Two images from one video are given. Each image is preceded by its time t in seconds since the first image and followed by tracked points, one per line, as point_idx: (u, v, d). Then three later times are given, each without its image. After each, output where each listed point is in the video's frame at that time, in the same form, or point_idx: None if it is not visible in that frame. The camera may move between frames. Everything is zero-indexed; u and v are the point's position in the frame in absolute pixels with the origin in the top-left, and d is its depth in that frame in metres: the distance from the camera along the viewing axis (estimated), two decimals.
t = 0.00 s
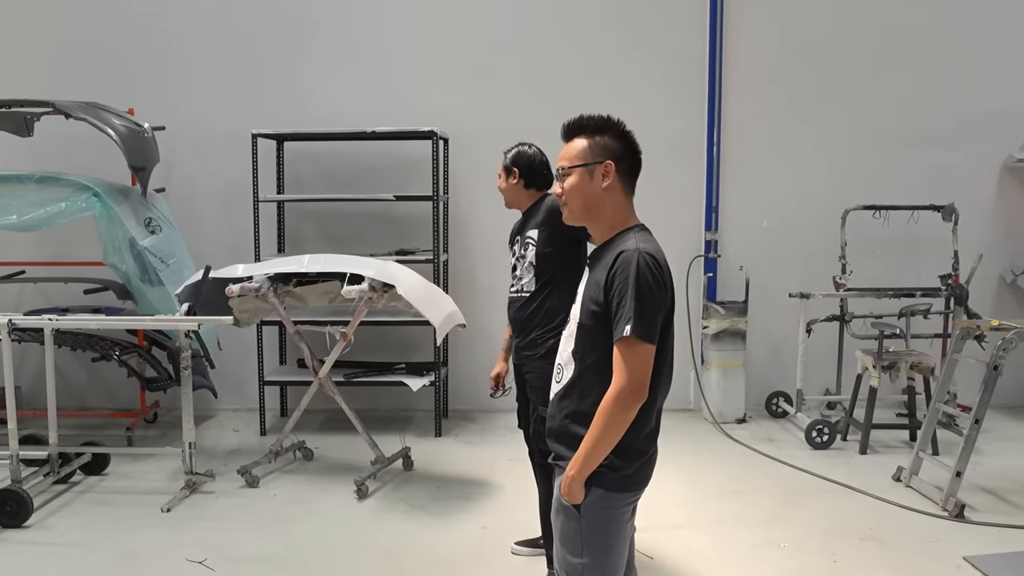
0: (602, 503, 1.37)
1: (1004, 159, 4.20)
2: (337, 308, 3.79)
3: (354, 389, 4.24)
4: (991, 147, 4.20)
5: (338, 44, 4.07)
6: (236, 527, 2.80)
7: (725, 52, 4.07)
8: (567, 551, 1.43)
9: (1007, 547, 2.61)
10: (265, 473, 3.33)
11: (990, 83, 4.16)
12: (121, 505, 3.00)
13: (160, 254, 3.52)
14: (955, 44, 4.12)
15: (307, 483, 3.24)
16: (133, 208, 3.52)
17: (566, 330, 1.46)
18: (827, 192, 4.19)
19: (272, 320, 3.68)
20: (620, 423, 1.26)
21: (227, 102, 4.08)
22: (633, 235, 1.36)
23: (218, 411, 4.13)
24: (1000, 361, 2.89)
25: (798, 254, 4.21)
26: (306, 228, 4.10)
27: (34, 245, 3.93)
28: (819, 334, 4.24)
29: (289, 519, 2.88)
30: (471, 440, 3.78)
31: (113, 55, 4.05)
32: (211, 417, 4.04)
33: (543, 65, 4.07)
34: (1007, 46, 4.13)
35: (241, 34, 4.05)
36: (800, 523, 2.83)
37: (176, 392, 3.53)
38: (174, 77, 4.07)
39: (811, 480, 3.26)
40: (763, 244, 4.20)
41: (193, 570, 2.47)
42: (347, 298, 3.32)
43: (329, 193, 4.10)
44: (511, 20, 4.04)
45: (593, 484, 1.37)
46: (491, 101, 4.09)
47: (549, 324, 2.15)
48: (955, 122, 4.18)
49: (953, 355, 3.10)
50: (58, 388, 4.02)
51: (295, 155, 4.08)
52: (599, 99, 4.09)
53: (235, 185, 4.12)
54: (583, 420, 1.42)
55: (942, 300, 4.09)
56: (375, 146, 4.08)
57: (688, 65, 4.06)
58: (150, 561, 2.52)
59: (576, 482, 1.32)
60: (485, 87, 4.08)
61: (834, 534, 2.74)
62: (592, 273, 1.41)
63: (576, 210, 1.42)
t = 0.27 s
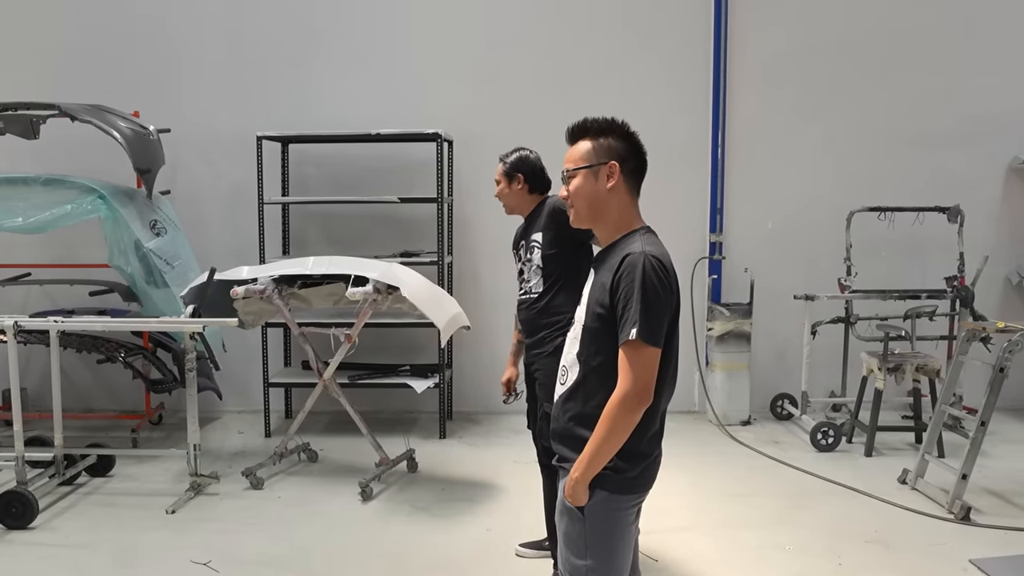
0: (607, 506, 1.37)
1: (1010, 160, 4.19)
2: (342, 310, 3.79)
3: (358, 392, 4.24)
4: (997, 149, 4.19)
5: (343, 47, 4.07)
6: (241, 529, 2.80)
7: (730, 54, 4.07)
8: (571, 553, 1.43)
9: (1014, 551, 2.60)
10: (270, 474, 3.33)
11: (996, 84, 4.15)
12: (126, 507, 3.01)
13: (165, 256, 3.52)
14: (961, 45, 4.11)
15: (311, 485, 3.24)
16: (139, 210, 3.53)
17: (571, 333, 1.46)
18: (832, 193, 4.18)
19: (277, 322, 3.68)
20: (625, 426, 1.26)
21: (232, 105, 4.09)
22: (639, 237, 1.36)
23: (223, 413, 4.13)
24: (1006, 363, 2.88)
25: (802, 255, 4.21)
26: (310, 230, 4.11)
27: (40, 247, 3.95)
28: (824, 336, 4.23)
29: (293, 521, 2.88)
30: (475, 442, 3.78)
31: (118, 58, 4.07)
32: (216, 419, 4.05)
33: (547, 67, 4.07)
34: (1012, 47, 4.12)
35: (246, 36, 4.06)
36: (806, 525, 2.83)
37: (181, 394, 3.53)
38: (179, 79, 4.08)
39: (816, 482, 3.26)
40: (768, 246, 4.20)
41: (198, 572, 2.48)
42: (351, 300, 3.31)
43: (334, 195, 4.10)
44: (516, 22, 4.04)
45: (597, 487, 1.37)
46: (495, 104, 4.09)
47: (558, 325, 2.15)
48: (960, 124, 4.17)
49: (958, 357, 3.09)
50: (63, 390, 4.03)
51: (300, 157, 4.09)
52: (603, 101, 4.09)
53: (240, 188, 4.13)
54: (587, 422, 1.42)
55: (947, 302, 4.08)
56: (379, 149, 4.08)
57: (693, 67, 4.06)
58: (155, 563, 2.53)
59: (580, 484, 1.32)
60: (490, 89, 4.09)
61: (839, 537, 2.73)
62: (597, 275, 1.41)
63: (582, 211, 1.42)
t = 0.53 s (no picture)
0: (611, 507, 1.36)
1: (1013, 161, 4.18)
2: (345, 311, 3.79)
3: (361, 393, 4.24)
4: (1000, 150, 4.18)
5: (346, 48, 4.08)
6: (244, 530, 2.80)
7: (733, 55, 4.07)
8: (575, 554, 1.43)
9: (1019, 553, 2.59)
10: (273, 476, 3.33)
11: (999, 85, 4.14)
12: (129, 508, 3.01)
13: (169, 257, 3.55)
14: (964, 46, 4.11)
15: (314, 487, 3.24)
16: (142, 212, 3.53)
17: (574, 334, 1.45)
18: (835, 194, 4.17)
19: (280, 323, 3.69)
20: (630, 427, 1.26)
21: (236, 106, 4.10)
22: (642, 238, 1.36)
23: (226, 414, 4.13)
24: (1010, 365, 2.87)
25: (806, 256, 4.20)
26: (313, 232, 4.11)
27: (43, 248, 3.96)
28: (827, 337, 4.23)
29: (296, 523, 2.88)
30: (478, 444, 3.78)
31: (122, 60, 4.08)
32: (219, 420, 4.05)
33: (550, 68, 4.07)
34: (1016, 48, 4.11)
35: (249, 38, 4.07)
36: (809, 527, 2.82)
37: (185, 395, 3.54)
38: (183, 81, 4.09)
39: (820, 484, 3.25)
40: (771, 247, 4.19)
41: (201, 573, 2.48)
42: (354, 301, 3.31)
43: (337, 196, 4.11)
44: (518, 23, 4.04)
45: (601, 488, 1.36)
46: (498, 105, 4.09)
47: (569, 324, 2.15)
48: (963, 124, 4.16)
49: (963, 358, 3.08)
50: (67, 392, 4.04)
51: (303, 159, 4.09)
52: (606, 102, 4.08)
53: (243, 189, 4.13)
54: (591, 424, 1.42)
55: (951, 304, 4.07)
56: (382, 150, 4.08)
57: (696, 68, 4.06)
58: (158, 564, 2.53)
59: (584, 486, 1.32)
60: (492, 91, 4.09)
61: (843, 539, 2.72)
62: (601, 276, 1.40)
63: (585, 212, 1.42)
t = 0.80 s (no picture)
0: (613, 509, 1.36)
1: (1017, 162, 4.17)
2: (348, 313, 3.79)
3: (364, 394, 4.24)
4: (1004, 151, 4.17)
5: (349, 50, 4.08)
6: (247, 531, 2.81)
7: (736, 56, 4.06)
8: (577, 556, 1.42)
9: None
10: (275, 477, 3.33)
11: (1003, 86, 4.13)
12: (132, 509, 3.01)
13: (172, 258, 3.54)
14: (968, 47, 4.10)
15: (317, 488, 3.24)
16: (145, 213, 3.54)
17: (577, 334, 1.45)
18: (839, 195, 4.17)
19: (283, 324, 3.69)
20: (632, 428, 1.25)
21: (239, 108, 4.11)
22: (645, 239, 1.36)
23: (228, 415, 4.14)
24: (1015, 366, 2.86)
25: (809, 258, 4.19)
26: (316, 233, 4.12)
27: (47, 250, 3.96)
28: (831, 338, 4.22)
29: (299, 524, 2.88)
30: (481, 445, 3.77)
31: (126, 61, 4.09)
32: (222, 421, 4.05)
33: (553, 69, 4.07)
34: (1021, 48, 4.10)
35: (253, 39, 4.07)
36: (813, 528, 2.82)
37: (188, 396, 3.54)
38: (186, 83, 4.09)
39: (824, 485, 3.24)
40: (775, 248, 4.19)
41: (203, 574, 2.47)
42: (357, 303, 3.30)
43: (339, 198, 4.11)
44: (521, 25, 4.04)
45: (603, 489, 1.36)
46: (501, 106, 4.09)
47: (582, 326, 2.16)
48: (967, 125, 4.15)
49: (967, 360, 3.07)
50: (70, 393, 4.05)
51: (306, 160, 4.09)
52: (609, 103, 4.08)
53: (246, 191, 4.14)
54: (593, 426, 1.41)
55: (954, 305, 4.07)
56: (385, 152, 4.09)
57: (698, 69, 4.06)
58: (160, 565, 2.53)
59: (586, 487, 1.32)
60: (497, 93, 4.09)
61: (847, 541, 2.71)
62: (603, 277, 1.40)
63: (587, 212, 1.42)
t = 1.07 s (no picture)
0: (615, 510, 1.36)
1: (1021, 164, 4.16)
2: (350, 314, 3.79)
3: (367, 395, 4.25)
4: (1008, 152, 4.16)
5: (352, 51, 4.09)
6: (249, 532, 2.81)
7: (739, 57, 4.06)
8: (578, 557, 1.42)
9: None
10: (278, 478, 3.34)
11: (1007, 87, 4.12)
12: (135, 509, 3.02)
13: (175, 260, 3.56)
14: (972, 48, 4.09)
15: (320, 489, 3.24)
16: (149, 214, 3.55)
17: (579, 336, 1.45)
18: (842, 197, 4.16)
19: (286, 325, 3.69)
20: (634, 430, 1.25)
21: (242, 109, 4.11)
22: (648, 240, 1.35)
23: (231, 416, 4.14)
24: (1018, 368, 2.85)
25: (812, 259, 4.19)
26: (319, 234, 4.12)
27: (51, 250, 3.97)
28: (834, 340, 4.21)
29: (301, 525, 2.88)
30: (483, 446, 3.77)
31: (130, 62, 4.09)
32: (225, 422, 4.06)
33: (556, 70, 4.07)
34: None
35: (256, 40, 4.08)
36: (815, 530, 2.81)
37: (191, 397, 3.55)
38: (190, 84, 4.10)
39: (826, 487, 3.23)
40: (778, 250, 4.18)
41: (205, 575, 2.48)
42: (360, 304, 3.30)
43: (342, 198, 4.11)
44: (524, 26, 4.04)
45: (605, 491, 1.36)
46: (504, 107, 4.10)
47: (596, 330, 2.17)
48: (971, 127, 4.14)
49: (970, 361, 3.06)
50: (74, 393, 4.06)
51: (309, 161, 4.10)
52: (612, 104, 4.08)
53: (249, 192, 4.14)
54: (595, 427, 1.41)
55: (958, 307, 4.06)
56: (388, 152, 4.09)
57: (702, 70, 4.05)
58: (162, 566, 2.53)
59: (588, 489, 1.32)
60: (499, 94, 4.09)
61: (850, 543, 2.71)
62: (605, 278, 1.40)
63: (591, 213, 1.41)
